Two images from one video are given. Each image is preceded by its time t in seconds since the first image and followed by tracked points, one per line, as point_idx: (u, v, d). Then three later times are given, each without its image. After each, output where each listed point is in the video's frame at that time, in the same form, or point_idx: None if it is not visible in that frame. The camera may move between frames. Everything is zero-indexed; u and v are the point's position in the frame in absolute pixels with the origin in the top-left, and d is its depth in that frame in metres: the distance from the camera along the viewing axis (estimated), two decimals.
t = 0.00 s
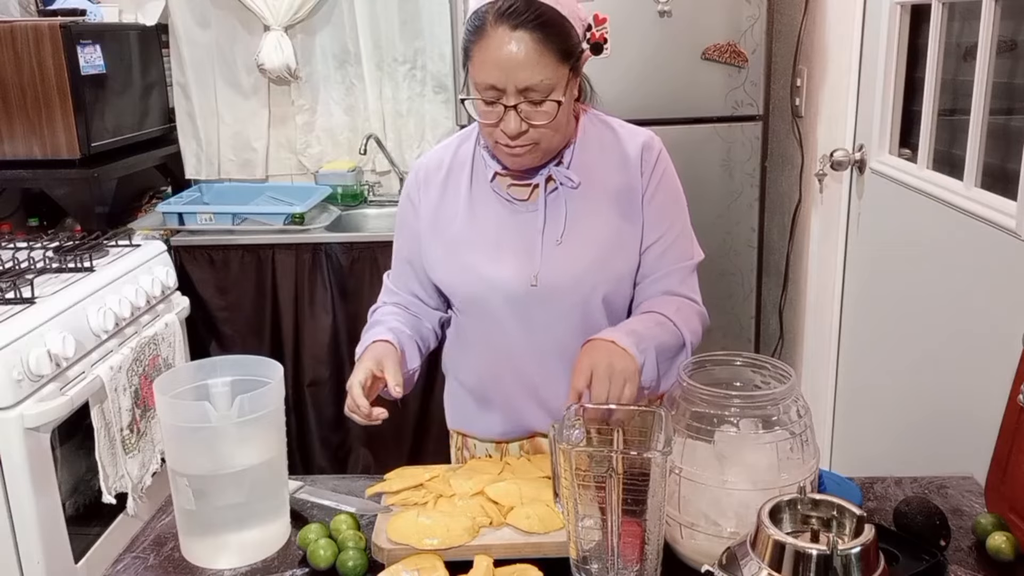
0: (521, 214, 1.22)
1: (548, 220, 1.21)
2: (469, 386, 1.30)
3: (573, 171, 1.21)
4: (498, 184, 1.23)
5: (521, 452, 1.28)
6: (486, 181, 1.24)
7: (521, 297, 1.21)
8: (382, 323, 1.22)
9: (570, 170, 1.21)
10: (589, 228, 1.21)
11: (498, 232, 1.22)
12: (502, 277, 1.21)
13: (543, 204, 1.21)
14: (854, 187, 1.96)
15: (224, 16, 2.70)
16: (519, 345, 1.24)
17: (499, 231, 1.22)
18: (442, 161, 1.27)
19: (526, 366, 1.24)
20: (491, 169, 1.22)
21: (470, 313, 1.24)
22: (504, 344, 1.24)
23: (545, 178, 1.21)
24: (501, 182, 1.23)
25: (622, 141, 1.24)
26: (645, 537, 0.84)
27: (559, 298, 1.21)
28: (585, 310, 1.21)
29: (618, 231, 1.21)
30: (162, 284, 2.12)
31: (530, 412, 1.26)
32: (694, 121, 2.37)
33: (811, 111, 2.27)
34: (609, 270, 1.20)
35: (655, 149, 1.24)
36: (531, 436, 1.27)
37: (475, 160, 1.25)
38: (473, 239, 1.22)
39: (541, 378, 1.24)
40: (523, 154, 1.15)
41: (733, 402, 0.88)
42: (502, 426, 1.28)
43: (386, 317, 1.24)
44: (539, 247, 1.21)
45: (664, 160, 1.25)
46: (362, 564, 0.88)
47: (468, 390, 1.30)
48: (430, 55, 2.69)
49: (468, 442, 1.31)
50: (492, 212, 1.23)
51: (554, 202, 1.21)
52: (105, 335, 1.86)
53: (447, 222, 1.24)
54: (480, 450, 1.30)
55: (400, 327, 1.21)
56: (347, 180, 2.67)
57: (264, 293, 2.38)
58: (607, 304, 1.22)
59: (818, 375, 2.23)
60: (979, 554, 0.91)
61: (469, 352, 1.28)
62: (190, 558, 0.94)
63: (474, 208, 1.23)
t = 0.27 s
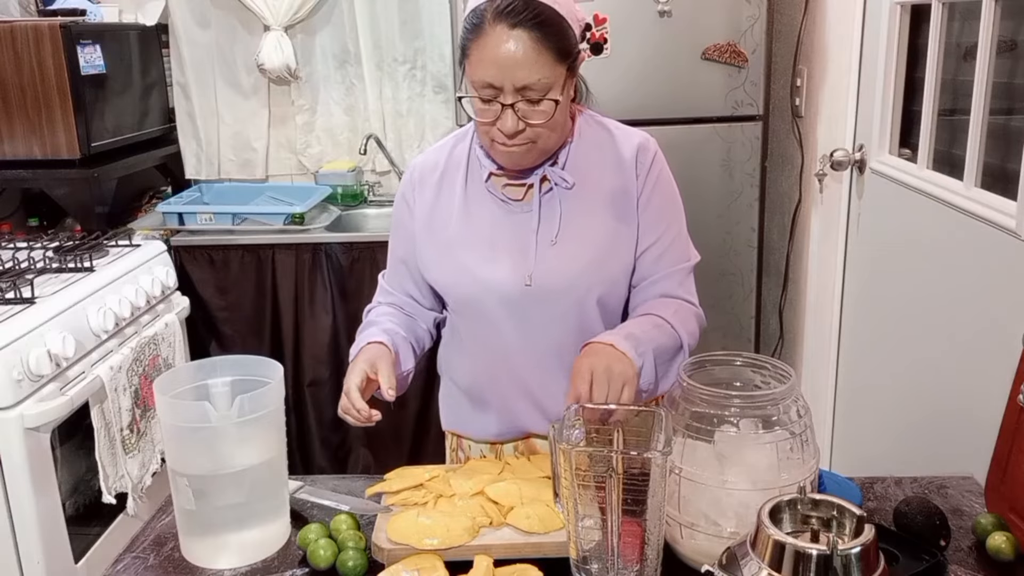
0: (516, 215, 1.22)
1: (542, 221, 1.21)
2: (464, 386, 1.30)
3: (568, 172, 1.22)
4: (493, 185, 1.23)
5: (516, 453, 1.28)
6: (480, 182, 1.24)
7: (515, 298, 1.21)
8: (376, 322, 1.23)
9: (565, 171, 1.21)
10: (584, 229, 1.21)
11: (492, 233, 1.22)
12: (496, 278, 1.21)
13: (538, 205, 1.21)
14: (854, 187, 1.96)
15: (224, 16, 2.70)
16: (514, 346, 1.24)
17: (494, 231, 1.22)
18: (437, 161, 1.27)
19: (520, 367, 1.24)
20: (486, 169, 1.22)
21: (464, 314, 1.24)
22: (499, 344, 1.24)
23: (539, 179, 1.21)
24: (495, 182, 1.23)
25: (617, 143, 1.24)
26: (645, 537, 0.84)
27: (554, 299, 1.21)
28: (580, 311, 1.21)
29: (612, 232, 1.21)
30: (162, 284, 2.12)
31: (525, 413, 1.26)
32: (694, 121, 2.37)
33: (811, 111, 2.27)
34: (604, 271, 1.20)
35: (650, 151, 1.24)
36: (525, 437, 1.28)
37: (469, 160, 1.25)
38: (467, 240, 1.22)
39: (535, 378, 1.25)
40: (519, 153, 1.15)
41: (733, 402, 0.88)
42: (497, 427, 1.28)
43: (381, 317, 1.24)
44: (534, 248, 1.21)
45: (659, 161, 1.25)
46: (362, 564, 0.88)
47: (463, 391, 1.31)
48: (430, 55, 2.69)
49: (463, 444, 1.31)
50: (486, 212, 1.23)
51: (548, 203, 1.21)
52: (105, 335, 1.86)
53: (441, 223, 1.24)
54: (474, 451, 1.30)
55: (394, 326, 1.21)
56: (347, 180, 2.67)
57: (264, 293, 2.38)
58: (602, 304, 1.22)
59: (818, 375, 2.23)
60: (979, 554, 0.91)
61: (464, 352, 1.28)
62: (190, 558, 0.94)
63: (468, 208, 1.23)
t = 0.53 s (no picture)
0: (513, 216, 1.22)
1: (540, 222, 1.21)
2: (459, 387, 1.29)
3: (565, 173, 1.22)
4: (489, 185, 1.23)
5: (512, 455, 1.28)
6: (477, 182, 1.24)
7: (512, 299, 1.21)
8: (368, 325, 1.22)
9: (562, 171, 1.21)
10: (581, 229, 1.21)
11: (489, 233, 1.22)
12: (494, 278, 1.20)
13: (534, 205, 1.21)
14: (854, 187, 1.96)
15: (223, 16, 2.70)
16: (510, 346, 1.24)
17: (492, 231, 1.22)
18: (433, 161, 1.27)
19: (516, 367, 1.24)
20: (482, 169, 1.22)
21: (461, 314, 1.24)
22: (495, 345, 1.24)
23: (537, 179, 1.21)
24: (493, 182, 1.23)
25: (614, 144, 1.24)
26: (645, 537, 0.84)
27: (551, 300, 1.21)
28: (576, 312, 1.22)
29: (609, 233, 1.21)
30: (162, 284, 2.12)
31: (521, 413, 1.26)
32: (694, 121, 2.37)
33: (811, 111, 2.27)
34: (601, 272, 1.20)
35: (648, 152, 1.24)
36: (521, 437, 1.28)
37: (466, 160, 1.25)
38: (463, 240, 1.22)
39: (531, 379, 1.25)
40: (518, 154, 1.15)
41: (734, 402, 0.88)
42: (492, 427, 1.28)
43: (373, 319, 1.24)
44: (531, 248, 1.21)
45: (656, 163, 1.25)
46: (362, 564, 0.88)
47: (458, 391, 1.30)
48: (430, 55, 2.69)
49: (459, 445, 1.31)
50: (482, 213, 1.23)
51: (546, 204, 1.21)
52: (105, 335, 1.86)
53: (437, 223, 1.24)
54: (470, 452, 1.30)
55: (386, 330, 1.21)
56: (347, 180, 2.67)
57: (264, 293, 2.38)
58: (598, 304, 1.22)
59: (818, 375, 2.23)
60: (979, 554, 0.91)
61: (460, 352, 1.28)
62: (190, 558, 0.95)
63: (466, 207, 1.23)
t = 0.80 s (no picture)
0: (512, 218, 1.22)
1: (539, 224, 1.21)
2: (458, 388, 1.29)
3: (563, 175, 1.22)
4: (488, 187, 1.23)
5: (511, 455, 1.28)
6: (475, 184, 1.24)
7: (512, 300, 1.21)
8: (348, 336, 1.21)
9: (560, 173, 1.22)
10: (580, 231, 1.21)
11: (488, 235, 1.22)
12: (493, 280, 1.20)
13: (534, 207, 1.21)
14: (854, 187, 1.96)
15: (224, 16, 2.70)
16: (509, 347, 1.24)
17: (490, 233, 1.22)
18: (429, 163, 1.27)
19: (516, 368, 1.24)
20: (479, 172, 1.23)
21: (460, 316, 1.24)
22: (494, 347, 1.24)
23: (535, 181, 1.21)
24: (490, 185, 1.23)
25: (612, 146, 1.25)
26: (646, 537, 0.84)
27: (551, 302, 1.21)
28: (576, 313, 1.22)
29: (608, 235, 1.22)
30: (162, 284, 2.12)
31: (521, 414, 1.26)
32: (694, 121, 2.37)
33: (812, 111, 2.27)
34: (600, 273, 1.21)
35: (645, 154, 1.25)
36: (520, 437, 1.27)
37: (463, 162, 1.25)
38: (462, 242, 1.22)
39: (531, 380, 1.25)
40: (511, 161, 1.15)
41: (734, 403, 0.88)
42: (492, 428, 1.27)
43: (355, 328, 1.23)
44: (531, 250, 1.21)
45: (653, 165, 1.25)
46: (362, 564, 0.88)
47: (456, 393, 1.30)
48: (430, 55, 2.69)
49: (456, 446, 1.30)
50: (480, 214, 1.23)
51: (544, 206, 1.22)
52: (105, 335, 1.86)
53: (435, 225, 1.24)
54: (468, 453, 1.29)
55: (365, 345, 1.20)
56: (347, 180, 2.67)
57: (264, 293, 2.38)
58: (601, 306, 1.22)
59: (818, 375, 2.23)
60: (979, 554, 0.91)
61: (458, 353, 1.28)
62: (190, 558, 0.95)
63: (463, 209, 1.23)
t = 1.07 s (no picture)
0: (516, 218, 1.22)
1: (545, 224, 1.22)
2: (463, 389, 1.29)
3: (566, 175, 1.23)
4: (491, 188, 1.23)
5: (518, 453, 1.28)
6: (478, 185, 1.24)
7: (518, 300, 1.21)
8: (336, 354, 1.20)
9: (563, 173, 1.22)
10: (585, 231, 1.22)
11: (493, 236, 1.22)
12: (499, 281, 1.21)
13: (539, 208, 1.21)
14: (854, 187, 1.96)
15: (223, 16, 2.70)
16: (515, 346, 1.24)
17: (495, 233, 1.22)
18: (430, 164, 1.26)
19: (523, 367, 1.24)
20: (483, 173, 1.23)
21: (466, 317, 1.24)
22: (500, 348, 1.24)
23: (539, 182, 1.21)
24: (494, 186, 1.23)
25: (614, 144, 1.25)
26: (646, 537, 0.84)
27: (557, 301, 1.21)
28: (582, 312, 1.22)
29: (613, 234, 1.22)
30: (162, 284, 2.12)
31: (528, 413, 1.26)
32: (694, 121, 2.37)
33: (812, 111, 2.27)
34: (606, 272, 1.21)
35: (647, 153, 1.25)
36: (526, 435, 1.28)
37: (465, 163, 1.25)
38: (467, 243, 1.22)
39: (538, 379, 1.25)
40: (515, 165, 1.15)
41: (733, 403, 0.88)
42: (499, 428, 1.27)
43: (345, 343, 1.22)
44: (536, 250, 1.21)
45: (655, 162, 1.26)
46: (362, 564, 0.88)
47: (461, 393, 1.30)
48: (430, 55, 2.69)
49: (461, 444, 1.30)
50: (484, 215, 1.23)
51: (548, 206, 1.22)
52: (105, 334, 1.86)
53: (439, 227, 1.23)
54: (473, 451, 1.29)
55: (353, 365, 1.19)
56: (347, 180, 2.67)
57: (264, 293, 2.38)
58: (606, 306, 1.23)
59: (818, 375, 2.23)
60: (979, 554, 0.91)
61: (462, 354, 1.27)
62: (190, 558, 0.95)
63: (467, 211, 1.23)
